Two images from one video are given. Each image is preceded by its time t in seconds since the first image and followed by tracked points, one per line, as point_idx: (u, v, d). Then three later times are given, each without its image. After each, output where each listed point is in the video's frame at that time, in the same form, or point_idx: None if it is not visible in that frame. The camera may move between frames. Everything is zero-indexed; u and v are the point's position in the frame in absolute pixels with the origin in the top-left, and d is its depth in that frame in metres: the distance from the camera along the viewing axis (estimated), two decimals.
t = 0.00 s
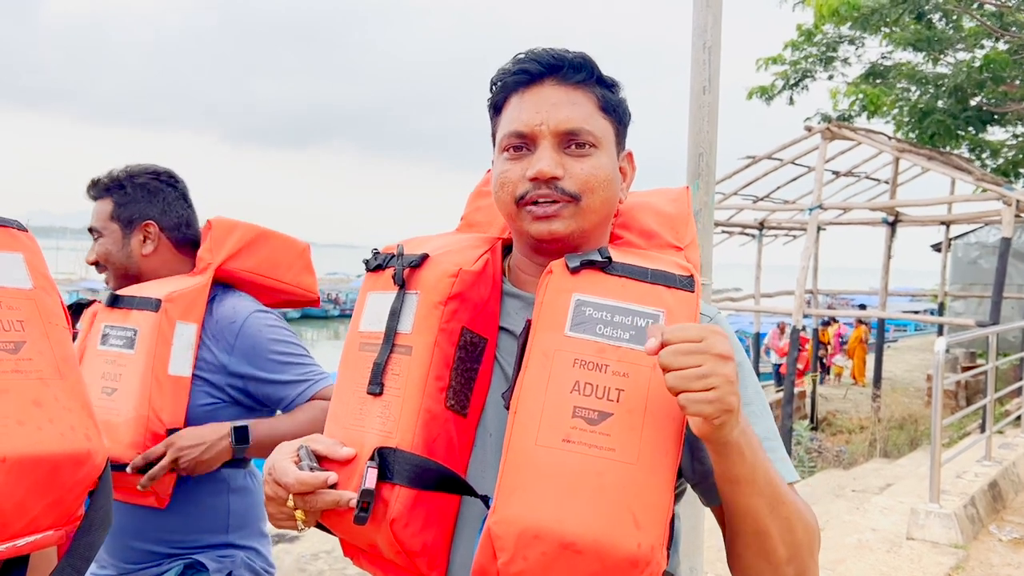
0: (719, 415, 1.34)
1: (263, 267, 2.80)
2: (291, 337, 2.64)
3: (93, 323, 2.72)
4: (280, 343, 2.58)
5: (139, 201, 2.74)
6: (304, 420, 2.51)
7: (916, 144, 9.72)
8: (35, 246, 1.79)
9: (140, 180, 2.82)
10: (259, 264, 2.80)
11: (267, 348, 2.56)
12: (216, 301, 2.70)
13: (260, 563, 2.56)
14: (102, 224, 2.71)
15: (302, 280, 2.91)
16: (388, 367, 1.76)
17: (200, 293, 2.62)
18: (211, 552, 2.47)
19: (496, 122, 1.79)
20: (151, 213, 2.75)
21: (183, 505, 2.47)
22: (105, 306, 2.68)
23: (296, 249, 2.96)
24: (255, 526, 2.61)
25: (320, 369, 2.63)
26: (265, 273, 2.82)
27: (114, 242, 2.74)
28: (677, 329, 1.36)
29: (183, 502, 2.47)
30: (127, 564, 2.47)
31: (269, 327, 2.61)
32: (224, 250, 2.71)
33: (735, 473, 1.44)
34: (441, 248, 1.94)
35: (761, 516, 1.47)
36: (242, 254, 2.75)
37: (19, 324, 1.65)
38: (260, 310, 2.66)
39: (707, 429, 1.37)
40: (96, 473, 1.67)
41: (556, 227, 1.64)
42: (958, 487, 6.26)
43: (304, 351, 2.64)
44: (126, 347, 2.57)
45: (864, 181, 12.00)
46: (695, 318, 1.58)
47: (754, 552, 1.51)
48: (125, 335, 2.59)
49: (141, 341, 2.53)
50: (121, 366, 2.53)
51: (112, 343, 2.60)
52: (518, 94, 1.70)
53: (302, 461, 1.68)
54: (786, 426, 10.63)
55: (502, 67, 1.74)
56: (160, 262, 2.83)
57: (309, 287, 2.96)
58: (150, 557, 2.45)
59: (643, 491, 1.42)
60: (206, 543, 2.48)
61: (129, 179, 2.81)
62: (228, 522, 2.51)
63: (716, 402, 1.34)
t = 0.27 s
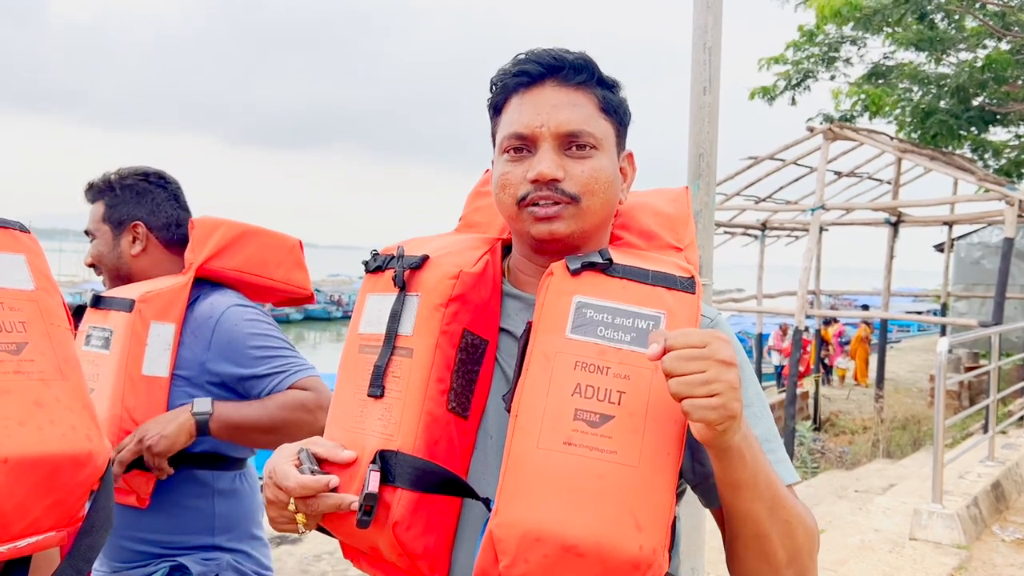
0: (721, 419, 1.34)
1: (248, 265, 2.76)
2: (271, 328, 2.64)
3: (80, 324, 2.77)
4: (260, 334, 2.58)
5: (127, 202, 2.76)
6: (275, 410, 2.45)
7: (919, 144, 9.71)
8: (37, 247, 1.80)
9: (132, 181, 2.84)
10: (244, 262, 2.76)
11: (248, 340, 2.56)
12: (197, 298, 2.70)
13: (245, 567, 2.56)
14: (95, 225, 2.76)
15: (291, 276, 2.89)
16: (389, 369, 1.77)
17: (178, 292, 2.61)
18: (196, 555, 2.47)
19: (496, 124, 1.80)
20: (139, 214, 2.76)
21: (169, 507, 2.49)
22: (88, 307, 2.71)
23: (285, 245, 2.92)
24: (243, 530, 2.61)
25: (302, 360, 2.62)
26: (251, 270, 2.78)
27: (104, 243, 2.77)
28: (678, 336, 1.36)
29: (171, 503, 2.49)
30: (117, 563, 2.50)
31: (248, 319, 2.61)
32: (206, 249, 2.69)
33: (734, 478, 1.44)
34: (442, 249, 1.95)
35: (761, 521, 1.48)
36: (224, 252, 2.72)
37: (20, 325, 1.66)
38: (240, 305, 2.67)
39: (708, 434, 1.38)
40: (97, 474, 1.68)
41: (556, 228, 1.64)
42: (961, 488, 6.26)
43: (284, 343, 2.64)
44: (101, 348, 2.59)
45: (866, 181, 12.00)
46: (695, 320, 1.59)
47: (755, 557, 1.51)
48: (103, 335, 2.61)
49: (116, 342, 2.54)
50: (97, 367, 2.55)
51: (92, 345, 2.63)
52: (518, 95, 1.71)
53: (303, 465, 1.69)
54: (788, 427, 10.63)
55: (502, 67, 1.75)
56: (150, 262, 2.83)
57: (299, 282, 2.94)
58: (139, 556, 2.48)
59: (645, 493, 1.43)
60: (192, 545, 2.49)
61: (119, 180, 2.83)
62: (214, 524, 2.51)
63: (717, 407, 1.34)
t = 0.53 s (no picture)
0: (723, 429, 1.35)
1: (241, 266, 2.77)
2: (261, 328, 2.62)
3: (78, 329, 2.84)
4: (249, 334, 2.56)
5: (120, 207, 2.77)
6: (260, 413, 2.43)
7: (921, 144, 9.71)
8: (42, 249, 1.81)
9: (125, 186, 2.85)
10: (237, 262, 2.77)
11: (236, 340, 2.54)
12: (188, 299, 2.69)
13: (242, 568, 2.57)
14: (91, 233, 2.80)
15: (284, 275, 2.90)
16: (390, 372, 1.78)
17: (165, 296, 2.62)
18: (190, 558, 2.48)
19: (496, 126, 1.81)
20: (132, 217, 2.77)
21: (164, 510, 2.50)
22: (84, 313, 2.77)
23: (277, 244, 2.93)
24: (240, 532, 2.61)
25: (292, 360, 2.59)
26: (245, 270, 2.79)
27: (100, 249, 2.80)
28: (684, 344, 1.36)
29: (166, 506, 2.50)
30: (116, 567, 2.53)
31: (237, 320, 2.59)
32: (197, 251, 2.68)
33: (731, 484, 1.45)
34: (443, 252, 1.95)
35: (758, 526, 1.49)
36: (216, 253, 2.72)
37: (26, 326, 1.67)
38: (230, 305, 2.65)
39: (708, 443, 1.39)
40: (104, 474, 1.69)
41: (557, 232, 1.65)
42: (964, 488, 6.25)
43: (274, 343, 2.62)
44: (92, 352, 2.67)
45: (868, 181, 12.01)
46: (696, 323, 1.59)
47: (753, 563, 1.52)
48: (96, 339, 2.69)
49: (105, 344, 2.62)
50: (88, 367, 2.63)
51: (87, 348, 2.71)
52: (518, 98, 1.72)
53: (305, 470, 1.72)
54: (791, 428, 10.63)
55: (502, 70, 1.76)
56: (146, 266, 2.84)
57: (293, 281, 2.95)
58: (137, 559, 2.49)
59: (645, 497, 1.44)
60: (186, 548, 2.50)
61: (112, 187, 2.85)
62: (207, 527, 2.52)
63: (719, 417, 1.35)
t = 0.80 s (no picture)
0: (735, 383, 1.27)
1: (247, 267, 2.78)
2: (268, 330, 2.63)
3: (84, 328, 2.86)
4: (256, 336, 2.58)
5: (126, 209, 2.78)
6: (265, 414, 2.44)
7: (923, 143, 9.69)
8: (48, 249, 1.82)
9: (130, 188, 2.86)
10: (243, 264, 2.78)
11: (243, 341, 2.55)
12: (195, 299, 2.70)
13: (246, 569, 2.57)
14: (98, 234, 2.81)
15: (289, 276, 2.91)
16: (394, 370, 1.79)
17: (172, 297, 2.62)
18: (193, 559, 2.48)
19: (497, 129, 1.80)
20: (137, 219, 2.78)
21: (168, 510, 2.51)
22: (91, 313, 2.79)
23: (283, 245, 2.94)
24: (243, 533, 2.62)
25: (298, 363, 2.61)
26: (250, 271, 2.80)
27: (106, 250, 2.81)
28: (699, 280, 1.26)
29: (170, 506, 2.51)
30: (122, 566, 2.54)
31: (245, 321, 2.60)
32: (204, 252, 2.69)
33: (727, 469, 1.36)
34: (446, 250, 1.96)
35: (756, 516, 1.40)
36: (223, 255, 2.73)
37: (34, 326, 1.68)
38: (237, 306, 2.67)
39: (714, 407, 1.30)
40: (112, 474, 1.70)
41: (566, 233, 1.66)
42: (966, 487, 6.25)
43: (281, 345, 2.63)
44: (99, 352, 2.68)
45: (870, 180, 12.00)
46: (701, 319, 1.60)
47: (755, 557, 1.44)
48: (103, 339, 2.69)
49: (112, 344, 2.63)
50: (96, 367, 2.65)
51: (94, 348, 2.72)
52: (520, 101, 1.71)
53: (308, 468, 1.71)
54: (793, 427, 10.63)
55: (501, 74, 1.76)
56: (151, 267, 2.85)
57: (298, 282, 2.96)
58: (142, 559, 2.50)
59: (651, 493, 1.43)
60: (191, 548, 2.51)
61: (119, 188, 2.86)
62: (212, 527, 2.53)
63: (730, 370, 1.27)
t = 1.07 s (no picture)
0: (729, 297, 1.28)
1: (256, 267, 2.78)
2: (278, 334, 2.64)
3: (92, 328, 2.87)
4: (267, 339, 2.59)
5: (133, 209, 2.79)
6: (275, 417, 2.44)
7: (924, 141, 9.69)
8: (54, 248, 1.83)
9: (138, 188, 2.87)
10: (252, 265, 2.79)
11: (253, 343, 2.56)
12: (206, 300, 2.71)
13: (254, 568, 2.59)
14: (104, 234, 2.82)
15: (297, 277, 2.92)
16: (395, 367, 1.80)
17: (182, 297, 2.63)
18: (202, 556, 2.49)
19: (491, 144, 1.80)
20: (144, 219, 2.79)
21: (176, 509, 2.52)
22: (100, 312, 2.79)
23: (290, 247, 2.95)
24: (251, 532, 2.63)
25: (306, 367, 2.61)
26: (259, 272, 2.81)
27: (112, 250, 2.82)
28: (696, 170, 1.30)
29: (180, 503, 2.52)
30: (126, 565, 2.53)
31: (255, 323, 2.61)
32: (213, 252, 2.70)
33: (724, 404, 1.36)
34: (447, 248, 1.97)
35: (756, 456, 1.40)
36: (232, 256, 2.73)
37: (40, 324, 1.69)
38: (248, 308, 2.68)
39: (700, 331, 1.31)
40: (118, 470, 1.71)
41: (565, 256, 1.72)
42: (968, 485, 6.26)
43: (290, 348, 2.64)
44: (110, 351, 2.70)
45: (871, 179, 12.00)
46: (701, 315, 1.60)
47: (755, 506, 1.42)
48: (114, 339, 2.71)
49: (123, 343, 2.63)
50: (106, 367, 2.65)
51: (106, 347, 2.73)
52: (511, 123, 1.70)
53: (310, 466, 1.72)
54: (795, 426, 10.63)
55: (490, 92, 1.73)
56: (158, 267, 2.85)
57: (306, 283, 2.97)
58: (148, 557, 2.50)
59: (650, 490, 1.43)
60: (200, 546, 2.52)
61: (126, 189, 2.87)
62: (221, 525, 2.54)
63: (722, 284, 1.29)
